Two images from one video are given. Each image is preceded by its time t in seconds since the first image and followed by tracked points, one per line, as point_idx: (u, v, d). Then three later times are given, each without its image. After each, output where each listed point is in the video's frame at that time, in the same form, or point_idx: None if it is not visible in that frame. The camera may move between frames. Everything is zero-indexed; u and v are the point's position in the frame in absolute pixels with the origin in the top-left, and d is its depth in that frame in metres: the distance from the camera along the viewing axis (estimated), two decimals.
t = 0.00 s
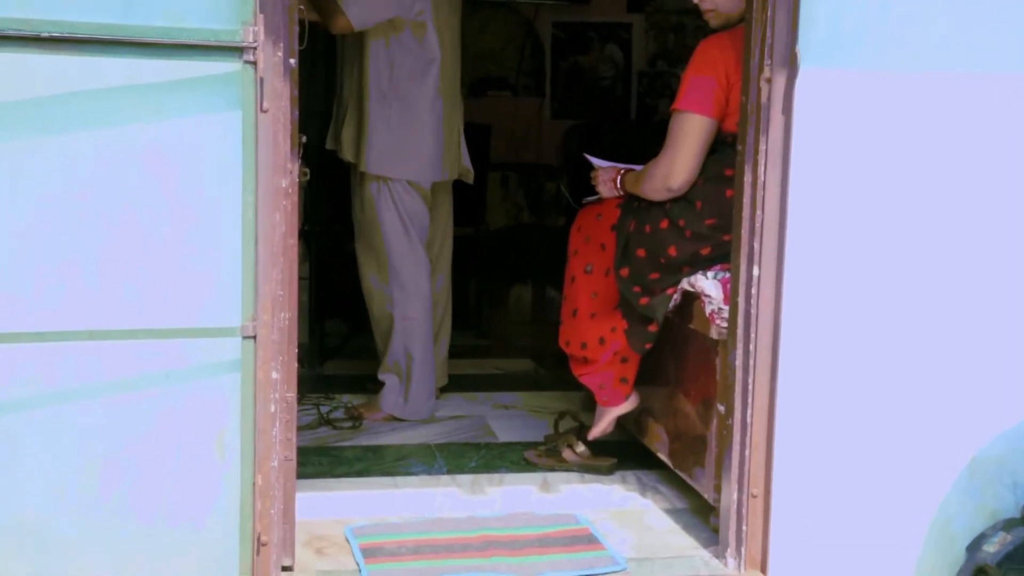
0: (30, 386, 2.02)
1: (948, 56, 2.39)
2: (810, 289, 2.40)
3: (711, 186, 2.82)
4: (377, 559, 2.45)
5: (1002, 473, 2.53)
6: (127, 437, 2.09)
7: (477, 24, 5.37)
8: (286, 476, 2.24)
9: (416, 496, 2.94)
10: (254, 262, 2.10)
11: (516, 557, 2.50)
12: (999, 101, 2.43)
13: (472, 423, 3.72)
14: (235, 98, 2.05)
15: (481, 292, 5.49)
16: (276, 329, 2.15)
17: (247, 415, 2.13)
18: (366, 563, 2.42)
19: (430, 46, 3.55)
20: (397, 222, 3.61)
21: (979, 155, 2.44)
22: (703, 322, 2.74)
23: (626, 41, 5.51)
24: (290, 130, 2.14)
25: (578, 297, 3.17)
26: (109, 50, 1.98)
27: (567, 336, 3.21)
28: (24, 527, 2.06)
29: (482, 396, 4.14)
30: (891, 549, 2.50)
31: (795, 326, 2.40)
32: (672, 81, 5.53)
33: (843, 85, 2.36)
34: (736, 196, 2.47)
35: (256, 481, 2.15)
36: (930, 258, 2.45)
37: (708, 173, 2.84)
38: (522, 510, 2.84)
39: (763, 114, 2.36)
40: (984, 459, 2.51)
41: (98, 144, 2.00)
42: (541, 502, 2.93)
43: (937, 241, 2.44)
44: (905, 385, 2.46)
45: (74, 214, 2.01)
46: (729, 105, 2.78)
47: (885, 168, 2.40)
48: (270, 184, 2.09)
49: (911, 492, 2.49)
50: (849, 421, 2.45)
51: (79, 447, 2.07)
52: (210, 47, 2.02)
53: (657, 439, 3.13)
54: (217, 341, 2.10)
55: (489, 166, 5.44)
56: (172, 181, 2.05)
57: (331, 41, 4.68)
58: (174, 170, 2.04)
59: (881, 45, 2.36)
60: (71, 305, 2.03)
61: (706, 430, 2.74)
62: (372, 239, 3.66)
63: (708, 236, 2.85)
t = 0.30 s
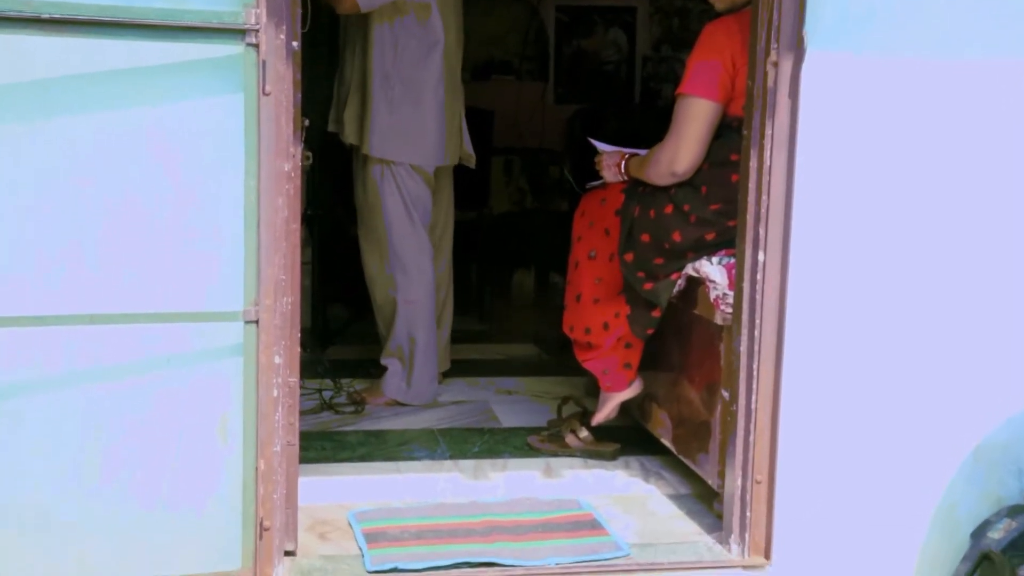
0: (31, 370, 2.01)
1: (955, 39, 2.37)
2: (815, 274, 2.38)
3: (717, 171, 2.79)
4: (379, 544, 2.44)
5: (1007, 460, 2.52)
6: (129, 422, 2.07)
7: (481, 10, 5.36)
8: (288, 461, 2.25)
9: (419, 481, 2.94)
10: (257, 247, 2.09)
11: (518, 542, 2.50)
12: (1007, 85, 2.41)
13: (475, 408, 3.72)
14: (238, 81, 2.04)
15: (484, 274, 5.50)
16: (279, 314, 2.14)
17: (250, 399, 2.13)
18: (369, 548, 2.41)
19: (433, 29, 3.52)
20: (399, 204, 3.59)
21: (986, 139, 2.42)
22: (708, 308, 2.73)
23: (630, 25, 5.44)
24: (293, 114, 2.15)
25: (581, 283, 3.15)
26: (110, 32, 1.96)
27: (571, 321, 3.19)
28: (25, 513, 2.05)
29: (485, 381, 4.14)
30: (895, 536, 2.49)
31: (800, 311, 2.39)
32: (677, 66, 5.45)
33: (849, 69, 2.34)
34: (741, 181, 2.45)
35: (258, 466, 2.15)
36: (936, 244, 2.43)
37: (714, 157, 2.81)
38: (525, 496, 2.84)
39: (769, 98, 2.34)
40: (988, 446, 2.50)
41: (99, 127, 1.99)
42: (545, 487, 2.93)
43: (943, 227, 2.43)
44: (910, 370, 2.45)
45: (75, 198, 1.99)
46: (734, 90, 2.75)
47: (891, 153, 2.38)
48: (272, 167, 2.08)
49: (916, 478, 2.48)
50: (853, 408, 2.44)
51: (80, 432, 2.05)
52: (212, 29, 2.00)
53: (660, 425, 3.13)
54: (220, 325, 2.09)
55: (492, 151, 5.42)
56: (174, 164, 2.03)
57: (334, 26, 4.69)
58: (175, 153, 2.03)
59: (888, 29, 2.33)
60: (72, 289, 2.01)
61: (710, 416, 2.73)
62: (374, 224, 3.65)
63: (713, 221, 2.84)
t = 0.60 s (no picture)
0: (34, 351, 1.99)
1: (967, 21, 2.34)
2: (823, 257, 2.37)
3: (723, 153, 2.77)
4: (382, 526, 2.44)
5: (1014, 445, 2.50)
6: (132, 403, 2.07)
7: None
8: (292, 442, 2.24)
9: (422, 463, 2.94)
10: (260, 227, 2.07)
11: (522, 525, 2.49)
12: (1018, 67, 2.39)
13: (479, 390, 3.72)
14: (242, 60, 2.02)
15: (487, 254, 5.49)
16: (282, 295, 2.12)
17: (253, 379, 2.12)
18: (372, 530, 2.41)
19: (437, 10, 3.48)
20: (400, 185, 3.57)
21: (997, 121, 2.40)
22: (714, 290, 2.73)
23: (635, 6, 5.40)
24: (296, 92, 2.12)
25: (586, 265, 3.13)
26: (112, 9, 1.94)
27: (575, 304, 3.17)
28: (28, 494, 2.04)
29: (488, 362, 4.13)
30: (900, 520, 2.48)
31: (807, 294, 2.37)
32: (682, 48, 5.36)
33: (860, 49, 2.31)
34: (748, 162, 2.43)
35: (262, 448, 2.14)
36: (945, 227, 2.41)
37: (720, 139, 2.79)
38: (529, 478, 2.84)
39: (777, 78, 2.32)
40: (995, 430, 2.49)
41: (101, 106, 1.97)
42: (549, 470, 2.92)
43: (952, 210, 2.41)
44: (917, 354, 2.44)
45: (77, 177, 1.98)
46: (742, 70, 2.72)
47: (901, 135, 2.36)
48: (275, 148, 2.06)
49: (922, 463, 2.47)
50: (860, 392, 2.42)
51: (84, 412, 2.04)
52: (215, 7, 1.98)
53: (665, 408, 3.12)
54: (223, 305, 2.08)
55: (495, 133, 5.40)
56: (178, 144, 2.02)
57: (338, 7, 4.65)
58: (177, 133, 2.01)
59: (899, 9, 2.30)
60: (75, 269, 2.00)
61: (715, 399, 2.72)
62: (376, 205, 3.63)
63: (719, 204, 2.81)
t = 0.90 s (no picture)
0: (36, 337, 1.99)
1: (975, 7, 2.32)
2: (828, 245, 2.35)
3: (729, 140, 2.76)
4: (385, 513, 2.44)
5: (1019, 434, 2.49)
6: (135, 390, 2.06)
7: None
8: (295, 429, 2.24)
9: (425, 450, 2.93)
10: (263, 214, 2.06)
11: (525, 513, 2.49)
12: None
13: (482, 378, 3.71)
14: (243, 46, 2.01)
15: (490, 242, 5.47)
16: (285, 283, 2.11)
17: (256, 366, 2.10)
18: (375, 518, 2.40)
19: None
20: (406, 172, 3.56)
21: (1004, 109, 2.38)
22: (719, 279, 2.71)
23: None
24: (298, 78, 2.10)
25: (590, 253, 3.13)
26: None
27: (579, 291, 3.17)
28: (32, 482, 2.04)
29: (492, 350, 4.13)
30: (904, 510, 2.47)
31: (812, 282, 2.35)
32: (687, 35, 5.35)
33: (867, 36, 2.29)
34: (754, 149, 2.42)
35: (264, 436, 2.13)
36: (951, 215, 2.39)
37: (725, 126, 2.77)
38: (532, 466, 2.83)
39: (784, 65, 2.30)
40: (1000, 419, 2.48)
41: (103, 91, 1.96)
42: (553, 458, 2.92)
43: (958, 198, 2.39)
44: (921, 343, 2.42)
45: (79, 163, 1.97)
46: (748, 57, 2.71)
47: (907, 122, 2.34)
48: (278, 134, 2.05)
49: (926, 452, 2.46)
50: (864, 381, 2.41)
51: (86, 399, 2.04)
52: None
53: (669, 396, 3.12)
54: (226, 292, 2.07)
55: (499, 119, 5.39)
56: (180, 130, 2.00)
57: None
58: (180, 119, 2.00)
59: None
60: (77, 256, 1.99)
61: (719, 387, 2.71)
62: (380, 191, 3.62)
63: (724, 191, 2.79)
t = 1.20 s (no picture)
0: (37, 320, 1.98)
1: None
2: (834, 229, 2.33)
3: (735, 123, 2.73)
4: (388, 497, 2.43)
5: None
6: (136, 374, 2.05)
7: None
8: (297, 413, 2.24)
9: (428, 434, 2.93)
10: (266, 196, 2.05)
11: (528, 497, 2.48)
12: None
13: (485, 361, 3.71)
14: (245, 26, 1.98)
15: (493, 226, 5.46)
16: (287, 267, 2.10)
17: (259, 349, 2.09)
18: (377, 501, 2.40)
19: None
20: (407, 154, 3.54)
21: (1014, 92, 2.35)
22: (725, 262, 2.71)
23: None
24: (300, 59, 2.08)
25: (595, 236, 3.11)
26: None
27: (582, 275, 3.15)
28: (34, 463, 2.04)
29: (495, 334, 4.11)
30: (910, 495, 2.46)
31: (819, 267, 2.34)
32: (692, 18, 5.35)
33: (876, 18, 2.26)
34: (760, 133, 2.40)
35: (267, 419, 2.12)
36: (958, 198, 2.37)
37: (731, 109, 2.75)
38: (535, 450, 2.83)
39: (790, 48, 2.27)
40: (1006, 405, 2.47)
41: (103, 73, 1.94)
42: (556, 442, 2.91)
43: (966, 181, 2.37)
44: (927, 328, 2.41)
45: (82, 144, 1.95)
46: (754, 41, 2.68)
47: (915, 105, 2.32)
48: (281, 115, 2.04)
49: (931, 438, 2.45)
50: (870, 366, 2.40)
51: (88, 382, 2.03)
52: None
53: (673, 380, 3.11)
54: (227, 276, 2.05)
55: (502, 102, 5.34)
56: (181, 112, 1.99)
57: None
58: (182, 100, 1.98)
59: None
60: (77, 238, 1.97)
61: (724, 372, 2.70)
62: (381, 173, 3.60)
63: (730, 175, 2.78)
